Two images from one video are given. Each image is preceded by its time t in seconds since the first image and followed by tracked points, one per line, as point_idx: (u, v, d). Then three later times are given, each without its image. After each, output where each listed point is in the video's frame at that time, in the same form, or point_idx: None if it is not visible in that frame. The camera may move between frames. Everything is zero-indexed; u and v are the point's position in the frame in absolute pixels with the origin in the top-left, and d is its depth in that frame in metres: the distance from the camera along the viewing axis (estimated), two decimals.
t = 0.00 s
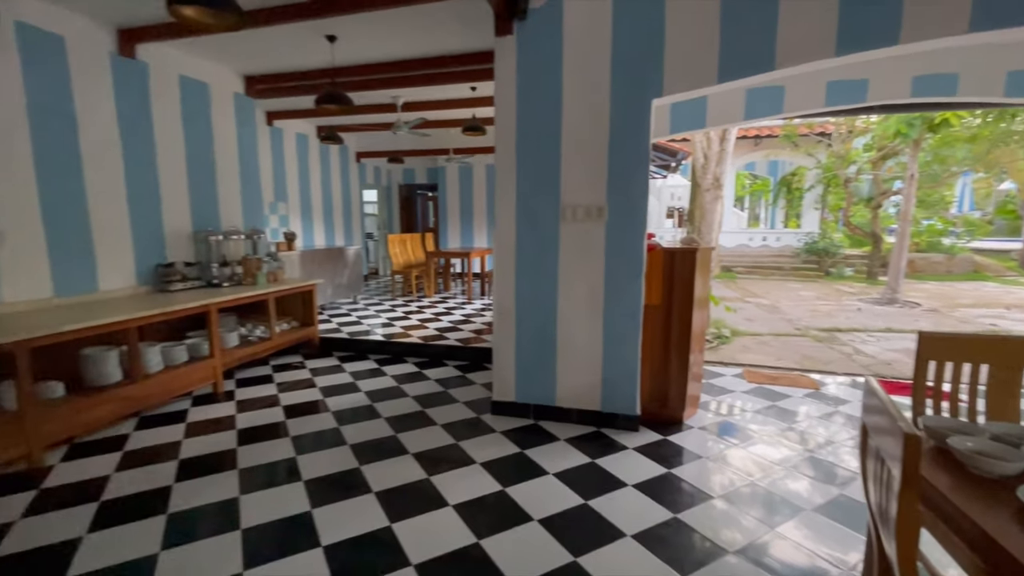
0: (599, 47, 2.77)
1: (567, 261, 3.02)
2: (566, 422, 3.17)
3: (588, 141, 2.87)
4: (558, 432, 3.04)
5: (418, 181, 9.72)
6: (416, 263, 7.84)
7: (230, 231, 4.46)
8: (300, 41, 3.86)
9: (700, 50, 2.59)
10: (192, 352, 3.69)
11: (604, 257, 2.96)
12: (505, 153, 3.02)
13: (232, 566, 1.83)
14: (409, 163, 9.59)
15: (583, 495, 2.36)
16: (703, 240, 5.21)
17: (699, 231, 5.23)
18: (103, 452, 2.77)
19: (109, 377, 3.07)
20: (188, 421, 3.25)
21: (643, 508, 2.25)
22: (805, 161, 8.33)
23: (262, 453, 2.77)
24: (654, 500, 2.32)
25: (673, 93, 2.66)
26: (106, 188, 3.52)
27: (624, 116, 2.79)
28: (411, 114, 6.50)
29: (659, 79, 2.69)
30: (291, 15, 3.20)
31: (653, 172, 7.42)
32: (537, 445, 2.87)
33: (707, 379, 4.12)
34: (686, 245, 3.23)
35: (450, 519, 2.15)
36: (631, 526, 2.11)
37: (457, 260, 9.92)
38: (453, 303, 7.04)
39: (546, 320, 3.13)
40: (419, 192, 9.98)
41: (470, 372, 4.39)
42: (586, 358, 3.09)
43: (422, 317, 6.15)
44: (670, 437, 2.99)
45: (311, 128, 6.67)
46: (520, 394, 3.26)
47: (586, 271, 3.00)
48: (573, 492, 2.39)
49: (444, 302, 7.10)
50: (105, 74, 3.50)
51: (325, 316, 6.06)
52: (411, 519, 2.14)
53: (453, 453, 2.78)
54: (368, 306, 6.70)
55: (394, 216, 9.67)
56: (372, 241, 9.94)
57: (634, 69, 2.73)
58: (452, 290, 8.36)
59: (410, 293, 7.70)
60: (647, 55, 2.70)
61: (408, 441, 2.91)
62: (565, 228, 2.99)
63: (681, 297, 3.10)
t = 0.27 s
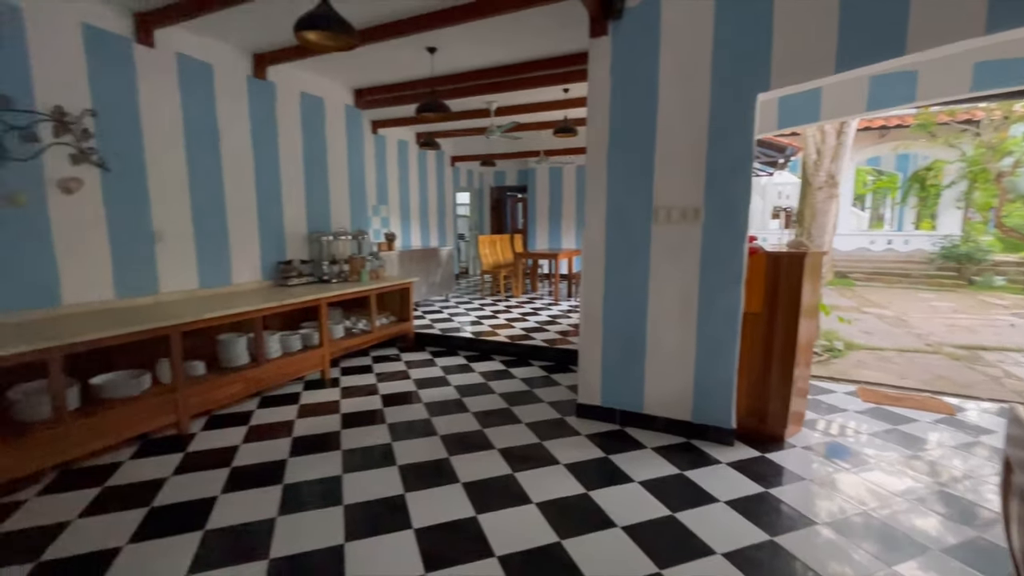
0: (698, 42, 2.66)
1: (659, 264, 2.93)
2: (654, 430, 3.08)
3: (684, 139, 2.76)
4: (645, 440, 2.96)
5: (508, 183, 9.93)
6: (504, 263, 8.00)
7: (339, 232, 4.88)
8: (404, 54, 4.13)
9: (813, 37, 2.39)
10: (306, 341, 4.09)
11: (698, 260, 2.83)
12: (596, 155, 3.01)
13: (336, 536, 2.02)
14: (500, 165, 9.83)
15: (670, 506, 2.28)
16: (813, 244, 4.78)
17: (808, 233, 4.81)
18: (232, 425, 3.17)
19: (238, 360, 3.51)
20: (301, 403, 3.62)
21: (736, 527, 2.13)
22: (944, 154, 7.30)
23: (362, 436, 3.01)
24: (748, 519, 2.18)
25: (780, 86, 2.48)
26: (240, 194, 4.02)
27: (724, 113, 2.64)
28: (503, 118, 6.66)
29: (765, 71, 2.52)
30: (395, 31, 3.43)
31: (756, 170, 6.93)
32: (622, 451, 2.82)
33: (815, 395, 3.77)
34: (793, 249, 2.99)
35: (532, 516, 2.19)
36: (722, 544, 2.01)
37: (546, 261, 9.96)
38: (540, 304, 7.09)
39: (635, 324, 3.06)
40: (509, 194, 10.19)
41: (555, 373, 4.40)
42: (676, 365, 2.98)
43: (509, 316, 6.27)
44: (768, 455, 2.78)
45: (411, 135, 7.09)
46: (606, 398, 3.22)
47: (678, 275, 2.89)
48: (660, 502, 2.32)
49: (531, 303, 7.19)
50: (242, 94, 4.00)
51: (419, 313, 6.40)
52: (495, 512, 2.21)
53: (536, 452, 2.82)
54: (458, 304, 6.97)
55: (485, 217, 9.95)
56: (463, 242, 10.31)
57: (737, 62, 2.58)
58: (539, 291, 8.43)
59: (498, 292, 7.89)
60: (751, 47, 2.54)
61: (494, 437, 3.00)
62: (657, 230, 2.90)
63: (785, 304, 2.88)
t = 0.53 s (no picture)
0: (808, 29, 2.47)
1: (756, 267, 2.76)
2: (747, 443, 2.90)
3: (790, 136, 2.57)
4: (737, 453, 2.80)
5: (594, 183, 9.83)
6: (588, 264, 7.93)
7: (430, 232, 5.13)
8: (495, 60, 4.25)
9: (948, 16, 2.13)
10: (398, 335, 4.36)
11: (802, 264, 2.62)
12: (690, 154, 2.90)
13: (425, 520, 2.15)
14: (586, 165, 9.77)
15: (764, 524, 2.15)
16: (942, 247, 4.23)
17: (936, 236, 4.26)
18: (334, 409, 3.47)
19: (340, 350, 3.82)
20: (393, 392, 3.86)
21: (841, 555, 1.95)
22: None
23: (448, 428, 3.16)
24: (855, 548, 1.99)
25: (905, 73, 2.24)
26: (345, 197, 4.37)
27: (837, 104, 2.43)
28: (591, 118, 6.61)
29: (887, 57, 2.28)
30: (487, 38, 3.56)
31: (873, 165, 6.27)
32: (711, 463, 2.70)
33: (941, 419, 3.33)
34: (918, 253, 2.67)
35: (614, 520, 2.17)
36: (824, 571, 1.85)
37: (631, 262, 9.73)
38: (624, 306, 6.93)
39: (728, 331, 2.90)
40: (594, 194, 10.09)
41: (638, 378, 4.29)
42: (773, 377, 2.78)
43: (592, 318, 6.21)
44: (882, 481, 2.51)
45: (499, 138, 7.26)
46: (694, 407, 3.09)
47: (779, 280, 2.70)
48: (751, 519, 2.19)
49: (614, 305, 7.07)
50: (349, 105, 4.35)
51: (502, 311, 6.55)
52: (575, 512, 2.22)
53: (619, 456, 2.78)
54: (541, 304, 7.03)
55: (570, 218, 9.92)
56: (547, 242, 10.38)
57: (853, 49, 2.36)
58: (623, 293, 8.26)
59: (581, 293, 7.84)
60: (870, 31, 2.32)
61: (575, 438, 3.00)
62: (756, 231, 2.73)
63: (907, 314, 2.58)
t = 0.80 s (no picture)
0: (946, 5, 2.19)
1: (875, 273, 2.49)
2: (858, 468, 2.63)
3: (922, 126, 2.29)
4: (846, 477, 2.55)
5: (686, 182, 9.42)
6: (678, 267, 7.61)
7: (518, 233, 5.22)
8: (587, 60, 4.23)
9: None
10: (485, 333, 4.49)
11: (933, 271, 2.33)
12: (798, 149, 2.69)
13: (509, 514, 2.20)
14: (678, 163, 9.39)
15: (879, 559, 1.94)
16: None
17: None
18: (424, 401, 3.65)
19: (430, 345, 4.02)
20: (479, 388, 3.99)
21: None
22: None
23: (532, 427, 3.20)
24: None
25: None
26: (439, 200, 4.58)
27: (983, 88, 2.12)
28: (686, 114, 6.34)
29: None
30: (580, 40, 3.56)
31: None
32: (814, 485, 2.48)
33: None
34: None
35: (703, 535, 2.07)
36: None
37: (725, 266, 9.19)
38: (718, 312, 6.56)
39: (839, 344, 2.65)
40: (687, 194, 9.66)
41: (732, 388, 4.05)
42: (894, 397, 2.49)
43: (682, 323, 5.95)
44: None
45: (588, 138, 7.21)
46: (796, 423, 2.85)
47: (903, 288, 2.41)
48: (862, 552, 1.98)
49: (707, 310, 6.71)
50: (444, 111, 4.55)
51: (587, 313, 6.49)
52: (661, 523, 2.15)
53: (710, 469, 2.65)
54: (627, 307, 6.87)
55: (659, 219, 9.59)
56: (634, 243, 10.11)
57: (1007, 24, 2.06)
58: (717, 298, 7.82)
59: (670, 297, 7.54)
60: None
61: (662, 447, 2.91)
62: (876, 236, 2.47)
63: None
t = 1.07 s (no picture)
0: None
1: None
2: (1000, 507, 2.26)
3: None
4: (983, 517, 2.21)
5: (789, 179, 8.73)
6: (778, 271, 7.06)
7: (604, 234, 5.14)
8: (682, 54, 4.06)
9: None
10: (568, 334, 4.47)
11: None
12: (930, 139, 2.38)
13: (590, 519, 2.17)
14: (780, 159, 8.74)
15: None
16: None
17: None
18: (507, 399, 3.72)
19: (514, 344, 4.08)
20: (561, 389, 3.97)
21: None
22: None
23: (615, 432, 3.14)
24: None
25: None
26: (525, 200, 4.63)
27: None
28: (791, 106, 5.86)
29: None
30: (675, 34, 3.43)
31: None
32: (942, 522, 2.18)
33: None
34: None
35: (803, 562, 1.91)
36: None
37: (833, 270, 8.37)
38: (823, 321, 5.99)
39: (978, 362, 2.30)
40: (789, 192, 8.95)
41: (840, 406, 3.68)
42: None
43: (781, 332, 5.51)
44: None
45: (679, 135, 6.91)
46: (919, 450, 2.52)
47: None
48: None
49: (810, 318, 6.16)
50: (533, 113, 4.60)
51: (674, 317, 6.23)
52: (756, 544, 2.01)
53: (812, 492, 2.43)
54: (719, 313, 6.49)
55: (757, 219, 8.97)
56: (727, 245, 9.55)
57: None
58: (822, 306, 7.14)
59: (767, 303, 7.02)
60: None
61: (758, 464, 2.72)
62: None
63: None
